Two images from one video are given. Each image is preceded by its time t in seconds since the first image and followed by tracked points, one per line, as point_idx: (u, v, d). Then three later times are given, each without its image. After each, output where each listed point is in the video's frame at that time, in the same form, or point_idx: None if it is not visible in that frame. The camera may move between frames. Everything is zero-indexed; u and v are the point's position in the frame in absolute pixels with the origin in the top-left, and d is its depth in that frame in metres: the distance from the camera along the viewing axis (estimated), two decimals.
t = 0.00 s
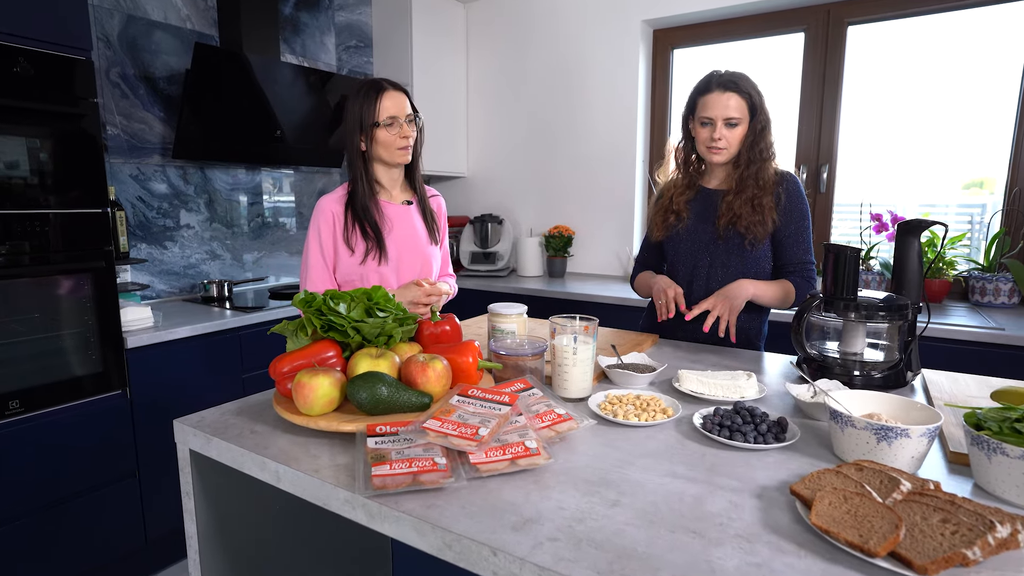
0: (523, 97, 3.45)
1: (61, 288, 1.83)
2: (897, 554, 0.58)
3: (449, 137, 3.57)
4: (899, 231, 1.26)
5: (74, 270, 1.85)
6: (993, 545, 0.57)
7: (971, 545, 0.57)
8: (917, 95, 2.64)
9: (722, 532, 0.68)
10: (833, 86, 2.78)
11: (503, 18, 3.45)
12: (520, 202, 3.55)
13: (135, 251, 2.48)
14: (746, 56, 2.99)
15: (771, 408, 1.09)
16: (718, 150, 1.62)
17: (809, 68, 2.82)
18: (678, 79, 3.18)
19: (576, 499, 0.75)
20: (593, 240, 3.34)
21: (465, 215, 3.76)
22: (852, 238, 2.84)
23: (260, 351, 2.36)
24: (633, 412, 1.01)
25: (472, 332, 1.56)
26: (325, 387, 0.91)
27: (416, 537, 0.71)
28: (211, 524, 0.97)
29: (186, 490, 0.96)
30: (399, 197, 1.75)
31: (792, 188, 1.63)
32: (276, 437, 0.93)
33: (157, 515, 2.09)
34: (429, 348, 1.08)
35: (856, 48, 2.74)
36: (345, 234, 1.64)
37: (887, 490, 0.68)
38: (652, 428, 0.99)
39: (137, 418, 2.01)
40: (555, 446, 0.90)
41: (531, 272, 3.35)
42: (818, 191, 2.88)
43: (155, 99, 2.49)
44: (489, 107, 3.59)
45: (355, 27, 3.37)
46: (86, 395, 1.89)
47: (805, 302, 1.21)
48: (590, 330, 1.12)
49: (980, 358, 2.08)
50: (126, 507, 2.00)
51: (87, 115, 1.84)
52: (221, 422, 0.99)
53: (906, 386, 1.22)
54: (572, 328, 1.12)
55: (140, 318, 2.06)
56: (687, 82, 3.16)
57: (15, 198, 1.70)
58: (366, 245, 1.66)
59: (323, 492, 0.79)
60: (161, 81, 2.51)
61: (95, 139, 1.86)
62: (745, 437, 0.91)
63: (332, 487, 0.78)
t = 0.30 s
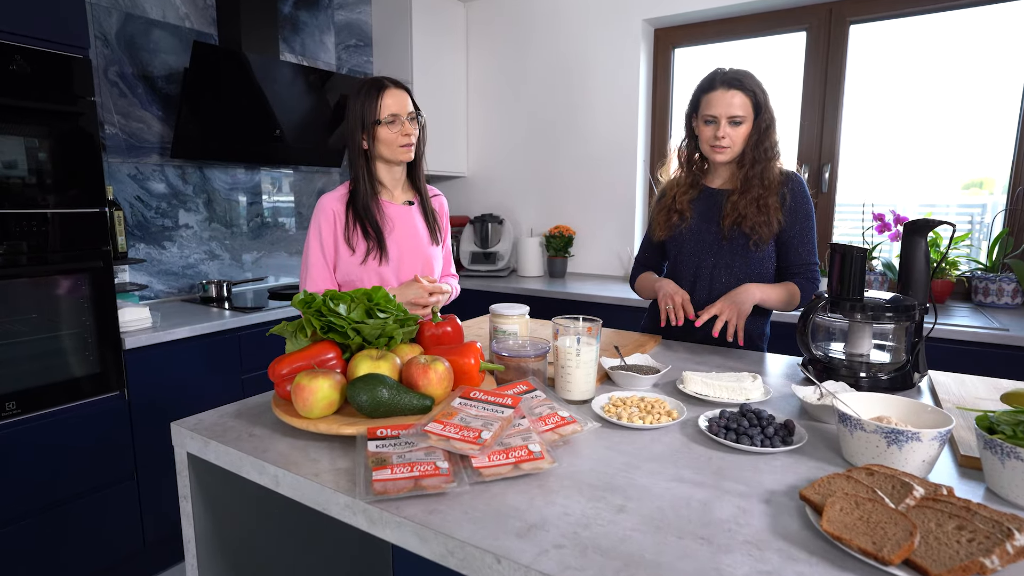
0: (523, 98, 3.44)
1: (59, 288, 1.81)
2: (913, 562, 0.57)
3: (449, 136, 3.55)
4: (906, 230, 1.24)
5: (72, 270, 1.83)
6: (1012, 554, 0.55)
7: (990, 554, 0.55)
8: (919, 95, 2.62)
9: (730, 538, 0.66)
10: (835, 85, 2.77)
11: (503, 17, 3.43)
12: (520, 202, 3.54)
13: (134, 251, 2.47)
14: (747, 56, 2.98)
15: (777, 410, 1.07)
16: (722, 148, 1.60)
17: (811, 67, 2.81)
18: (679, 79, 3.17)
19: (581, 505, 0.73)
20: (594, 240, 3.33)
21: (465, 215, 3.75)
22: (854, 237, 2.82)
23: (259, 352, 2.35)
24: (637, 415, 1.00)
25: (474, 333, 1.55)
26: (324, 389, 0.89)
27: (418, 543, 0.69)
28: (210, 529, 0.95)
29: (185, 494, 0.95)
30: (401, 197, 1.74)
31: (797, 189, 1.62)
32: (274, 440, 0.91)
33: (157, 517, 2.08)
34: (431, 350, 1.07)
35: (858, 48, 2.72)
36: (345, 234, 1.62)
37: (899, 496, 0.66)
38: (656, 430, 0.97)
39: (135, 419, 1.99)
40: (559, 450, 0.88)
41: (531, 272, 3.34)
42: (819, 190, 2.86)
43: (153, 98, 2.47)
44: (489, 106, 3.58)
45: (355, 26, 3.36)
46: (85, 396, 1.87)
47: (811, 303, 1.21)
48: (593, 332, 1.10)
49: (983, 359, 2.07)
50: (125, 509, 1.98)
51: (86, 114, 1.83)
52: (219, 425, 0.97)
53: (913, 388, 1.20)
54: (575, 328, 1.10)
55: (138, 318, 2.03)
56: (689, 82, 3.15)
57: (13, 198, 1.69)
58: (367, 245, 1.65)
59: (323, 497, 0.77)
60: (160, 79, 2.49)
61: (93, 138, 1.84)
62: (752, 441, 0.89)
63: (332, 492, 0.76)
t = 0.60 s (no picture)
0: (525, 98, 3.43)
1: (59, 288, 1.80)
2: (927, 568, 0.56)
3: (450, 136, 3.54)
4: (914, 230, 1.23)
5: (72, 270, 1.82)
6: None
7: (1009, 559, 0.54)
8: (922, 94, 2.61)
9: (741, 543, 0.65)
10: (838, 85, 2.75)
11: (505, 17, 3.42)
12: (522, 202, 3.53)
13: (134, 251, 2.46)
14: (750, 55, 2.96)
15: (785, 412, 1.06)
16: (727, 148, 1.59)
17: (814, 66, 2.79)
18: (681, 78, 3.16)
19: (589, 509, 0.72)
20: (596, 240, 3.32)
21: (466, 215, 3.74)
22: (857, 237, 2.81)
23: (261, 352, 2.34)
24: (644, 417, 0.99)
25: (478, 333, 1.54)
26: (328, 391, 0.88)
27: (424, 548, 0.68)
28: (211, 532, 0.94)
29: (185, 495, 0.94)
30: (401, 198, 1.73)
31: (803, 189, 1.61)
32: (277, 442, 0.90)
33: (158, 519, 2.07)
34: (435, 351, 1.06)
35: (862, 47, 2.71)
36: (346, 234, 1.61)
37: (913, 500, 0.65)
38: (663, 432, 0.96)
39: (136, 419, 1.98)
40: (565, 453, 0.87)
41: (533, 272, 3.33)
42: (822, 191, 2.85)
43: (154, 97, 2.46)
44: (490, 106, 3.57)
45: (356, 25, 3.35)
46: (86, 397, 1.86)
47: (817, 304, 1.20)
48: (599, 333, 1.09)
49: (988, 359, 2.05)
50: (126, 510, 1.97)
51: (86, 113, 1.82)
52: (221, 427, 0.96)
53: (920, 390, 1.19)
54: (580, 329, 1.10)
55: (139, 319, 2.03)
56: (691, 82, 3.14)
57: (14, 197, 1.68)
58: (367, 245, 1.64)
59: (327, 500, 0.77)
60: (161, 79, 2.48)
61: (94, 138, 1.84)
62: (761, 443, 0.88)
63: (336, 495, 0.75)
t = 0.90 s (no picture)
0: (524, 98, 3.42)
1: (55, 288, 1.79)
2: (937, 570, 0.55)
3: (450, 136, 3.53)
4: (917, 228, 1.23)
5: (70, 270, 1.81)
6: None
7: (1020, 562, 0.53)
8: (921, 94, 2.61)
9: (747, 544, 0.64)
10: (838, 84, 2.75)
11: (505, 16, 3.41)
12: (521, 202, 3.53)
13: (132, 250, 2.45)
14: (750, 54, 2.96)
15: (789, 411, 1.05)
16: (728, 147, 1.58)
17: (814, 65, 2.79)
18: (682, 77, 3.15)
19: (593, 509, 0.71)
20: (596, 240, 3.32)
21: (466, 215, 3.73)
22: (857, 237, 2.80)
23: (261, 352, 2.33)
24: (647, 417, 0.98)
25: (478, 333, 1.53)
26: (329, 391, 0.88)
27: (426, 549, 0.67)
28: (210, 534, 0.93)
29: (185, 497, 0.93)
30: (398, 197, 1.72)
31: (806, 189, 1.60)
32: (278, 443, 0.90)
33: (157, 519, 2.06)
34: (436, 350, 1.05)
35: (862, 47, 2.71)
36: (342, 234, 1.60)
37: (921, 500, 0.65)
38: (667, 432, 0.96)
39: (136, 419, 1.97)
40: (568, 453, 0.87)
41: (532, 272, 3.32)
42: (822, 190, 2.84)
43: (152, 96, 2.45)
44: (490, 106, 3.56)
45: (355, 24, 3.34)
46: (84, 397, 1.85)
47: (820, 303, 1.20)
48: (602, 332, 1.09)
49: (989, 359, 2.05)
50: (125, 511, 1.96)
51: (85, 112, 1.81)
52: (220, 428, 0.96)
53: (924, 389, 1.18)
54: (583, 329, 1.09)
55: (138, 319, 2.02)
56: (692, 81, 3.13)
57: (12, 196, 1.67)
58: (364, 245, 1.63)
59: (328, 501, 0.76)
60: (159, 78, 2.47)
61: (93, 137, 1.83)
62: (766, 442, 0.87)
63: (337, 496, 0.74)
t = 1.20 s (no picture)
0: (522, 98, 3.41)
1: (46, 289, 1.76)
2: None
3: (447, 136, 3.52)
4: (919, 229, 1.22)
5: (62, 271, 1.79)
6: None
7: None
8: (919, 94, 2.61)
9: (752, 549, 0.63)
10: (836, 84, 2.75)
11: (502, 15, 3.40)
12: (518, 202, 3.52)
13: (127, 251, 2.43)
14: (748, 54, 2.95)
15: (791, 413, 1.05)
16: (729, 146, 1.58)
17: (812, 66, 2.79)
18: (680, 77, 3.14)
19: (595, 514, 0.70)
20: (594, 240, 3.31)
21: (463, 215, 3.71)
22: (855, 236, 2.81)
23: (257, 353, 2.31)
24: (648, 419, 0.97)
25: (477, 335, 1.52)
26: (327, 394, 0.86)
27: (427, 556, 0.66)
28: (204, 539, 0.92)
29: (180, 501, 0.92)
30: (388, 197, 1.71)
31: (808, 189, 1.59)
32: (275, 447, 0.88)
33: (153, 522, 2.04)
34: (435, 353, 1.04)
35: (860, 47, 2.71)
36: (334, 234, 1.56)
37: (927, 504, 0.64)
38: (668, 435, 0.95)
39: (132, 421, 1.96)
40: (570, 456, 0.86)
41: (530, 272, 3.31)
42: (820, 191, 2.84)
43: (147, 95, 2.43)
44: (487, 106, 3.55)
45: (352, 24, 3.32)
46: (78, 399, 1.83)
47: (821, 305, 1.18)
48: (602, 334, 1.09)
49: (988, 359, 2.05)
50: (121, 513, 1.95)
51: (79, 111, 1.79)
52: (216, 432, 0.94)
53: (925, 390, 1.18)
54: (583, 331, 1.09)
55: (133, 320, 2.00)
56: (690, 81, 3.13)
57: (3, 196, 1.65)
58: (356, 246, 1.59)
59: (326, 506, 0.75)
60: (154, 77, 2.45)
61: (86, 137, 1.81)
62: (768, 446, 0.87)
63: (336, 502, 0.73)
